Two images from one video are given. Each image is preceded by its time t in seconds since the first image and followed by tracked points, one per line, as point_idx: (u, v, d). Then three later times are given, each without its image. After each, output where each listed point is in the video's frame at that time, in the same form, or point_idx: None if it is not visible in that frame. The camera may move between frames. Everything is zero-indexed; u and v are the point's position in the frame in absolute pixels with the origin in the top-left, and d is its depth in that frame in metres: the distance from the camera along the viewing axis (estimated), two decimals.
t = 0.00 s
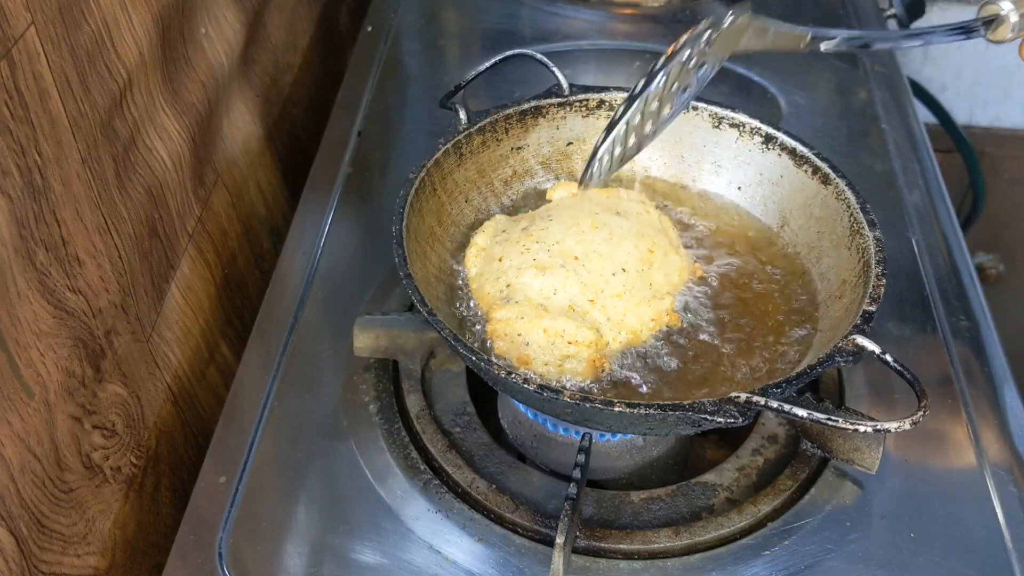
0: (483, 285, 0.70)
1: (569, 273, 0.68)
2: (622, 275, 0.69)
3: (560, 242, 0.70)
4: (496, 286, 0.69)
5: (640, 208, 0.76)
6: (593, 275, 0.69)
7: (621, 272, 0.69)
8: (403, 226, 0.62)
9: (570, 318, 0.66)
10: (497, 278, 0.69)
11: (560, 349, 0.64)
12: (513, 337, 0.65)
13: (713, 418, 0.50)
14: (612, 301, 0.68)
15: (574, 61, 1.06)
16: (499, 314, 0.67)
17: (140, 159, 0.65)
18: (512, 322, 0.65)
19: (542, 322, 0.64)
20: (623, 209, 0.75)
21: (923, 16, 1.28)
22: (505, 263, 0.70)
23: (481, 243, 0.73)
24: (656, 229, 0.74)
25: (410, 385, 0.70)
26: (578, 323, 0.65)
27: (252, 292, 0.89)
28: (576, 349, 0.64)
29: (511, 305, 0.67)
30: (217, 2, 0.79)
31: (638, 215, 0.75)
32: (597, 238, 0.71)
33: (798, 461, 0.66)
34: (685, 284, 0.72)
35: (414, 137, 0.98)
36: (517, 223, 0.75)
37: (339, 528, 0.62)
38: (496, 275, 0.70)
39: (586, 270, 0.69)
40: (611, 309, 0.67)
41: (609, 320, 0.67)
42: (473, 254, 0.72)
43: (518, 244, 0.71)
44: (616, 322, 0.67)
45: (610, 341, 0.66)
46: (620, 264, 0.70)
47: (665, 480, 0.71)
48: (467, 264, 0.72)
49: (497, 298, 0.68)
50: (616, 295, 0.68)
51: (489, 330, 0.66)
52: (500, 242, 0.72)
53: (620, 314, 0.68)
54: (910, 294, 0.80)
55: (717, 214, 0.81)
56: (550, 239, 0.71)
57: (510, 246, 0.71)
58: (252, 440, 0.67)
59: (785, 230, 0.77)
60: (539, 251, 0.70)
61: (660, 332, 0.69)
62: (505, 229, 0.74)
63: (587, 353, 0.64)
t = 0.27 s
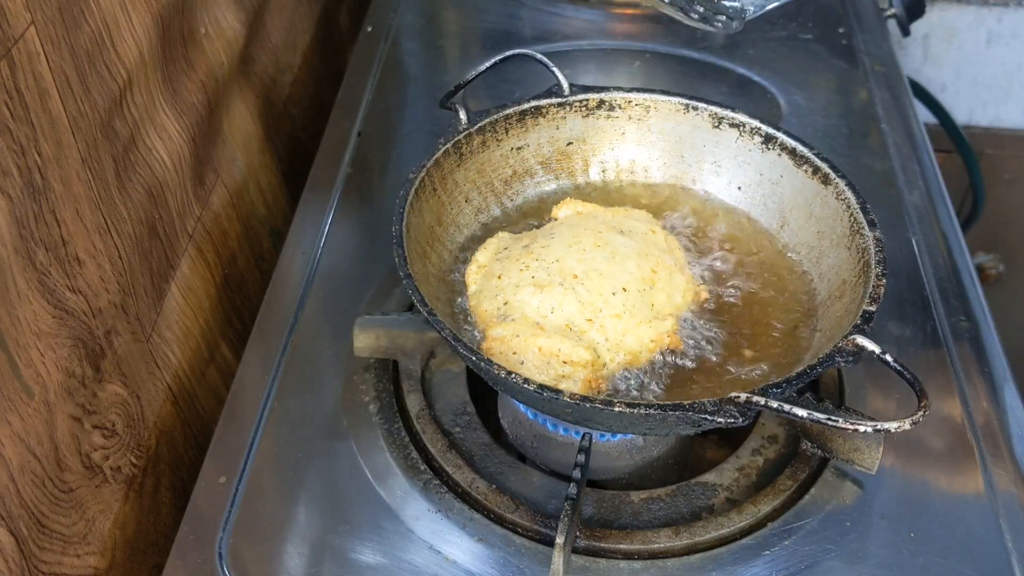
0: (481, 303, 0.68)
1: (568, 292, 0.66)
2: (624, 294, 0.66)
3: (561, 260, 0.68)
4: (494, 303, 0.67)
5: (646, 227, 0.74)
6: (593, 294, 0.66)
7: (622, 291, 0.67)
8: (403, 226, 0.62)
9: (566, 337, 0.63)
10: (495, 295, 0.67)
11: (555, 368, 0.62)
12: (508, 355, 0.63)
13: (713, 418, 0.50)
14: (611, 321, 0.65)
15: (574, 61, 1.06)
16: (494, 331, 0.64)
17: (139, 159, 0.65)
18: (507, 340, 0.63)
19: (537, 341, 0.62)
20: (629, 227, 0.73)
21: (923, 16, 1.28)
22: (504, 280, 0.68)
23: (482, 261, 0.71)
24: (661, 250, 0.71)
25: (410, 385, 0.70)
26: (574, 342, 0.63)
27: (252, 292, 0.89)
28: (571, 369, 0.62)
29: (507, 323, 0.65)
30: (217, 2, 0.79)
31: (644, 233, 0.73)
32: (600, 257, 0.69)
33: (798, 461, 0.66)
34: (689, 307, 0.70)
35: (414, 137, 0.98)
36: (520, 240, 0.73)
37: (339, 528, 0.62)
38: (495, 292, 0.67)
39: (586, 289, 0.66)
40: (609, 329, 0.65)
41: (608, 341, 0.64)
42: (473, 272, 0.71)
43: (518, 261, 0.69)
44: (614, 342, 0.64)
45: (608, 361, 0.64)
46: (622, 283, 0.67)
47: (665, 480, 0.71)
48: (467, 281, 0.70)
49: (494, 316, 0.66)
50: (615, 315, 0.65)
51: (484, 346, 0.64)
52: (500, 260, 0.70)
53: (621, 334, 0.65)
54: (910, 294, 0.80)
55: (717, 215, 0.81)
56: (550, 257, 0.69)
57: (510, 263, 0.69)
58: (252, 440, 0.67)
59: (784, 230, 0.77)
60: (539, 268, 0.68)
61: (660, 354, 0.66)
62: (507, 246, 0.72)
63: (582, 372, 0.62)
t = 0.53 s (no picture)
0: (489, 301, 0.68)
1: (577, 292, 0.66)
2: (631, 297, 0.67)
3: (569, 261, 0.69)
4: (502, 301, 0.67)
5: (657, 231, 0.74)
6: (600, 295, 0.66)
7: (629, 294, 0.67)
8: (404, 226, 0.62)
9: (571, 337, 0.63)
10: (503, 292, 0.68)
11: (558, 368, 0.62)
12: (512, 353, 0.63)
13: (713, 418, 0.49)
14: (617, 322, 0.65)
15: (574, 61, 1.06)
16: (500, 329, 0.65)
17: (140, 159, 0.65)
18: (512, 337, 0.64)
19: (542, 339, 0.62)
20: (641, 232, 0.73)
21: (923, 16, 1.28)
22: (513, 279, 0.68)
23: (492, 259, 0.72)
24: (672, 255, 0.71)
25: (410, 385, 0.70)
26: (578, 342, 0.63)
27: (252, 292, 0.89)
28: (574, 368, 0.62)
29: (513, 321, 0.65)
30: (217, 2, 0.79)
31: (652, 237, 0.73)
32: (611, 260, 0.69)
33: (798, 461, 0.66)
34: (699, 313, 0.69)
35: (414, 137, 0.98)
36: (531, 241, 0.74)
37: (339, 528, 0.62)
38: (503, 290, 0.68)
39: (595, 290, 0.66)
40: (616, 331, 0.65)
41: (613, 344, 0.64)
42: (484, 270, 0.72)
43: (527, 261, 0.70)
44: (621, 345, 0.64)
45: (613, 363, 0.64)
46: (630, 286, 0.67)
47: (665, 480, 0.71)
48: (478, 280, 0.71)
49: (501, 313, 0.66)
50: (622, 317, 0.65)
51: (489, 343, 0.65)
52: (510, 259, 0.71)
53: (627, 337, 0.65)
54: (910, 294, 0.80)
55: (716, 214, 0.81)
56: (560, 257, 0.69)
57: (520, 262, 0.70)
58: (252, 440, 0.67)
59: (785, 230, 0.77)
60: (548, 268, 0.68)
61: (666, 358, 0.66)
62: (518, 246, 0.73)
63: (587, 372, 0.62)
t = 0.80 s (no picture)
0: (491, 296, 0.68)
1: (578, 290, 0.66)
2: (632, 297, 0.66)
3: (572, 259, 0.69)
4: (503, 296, 0.67)
5: (663, 233, 0.73)
6: (601, 294, 0.66)
7: (630, 294, 0.66)
8: (404, 226, 0.62)
9: (568, 335, 0.63)
10: (504, 288, 0.68)
11: (554, 365, 0.61)
12: (509, 348, 0.63)
13: (713, 418, 0.49)
14: (616, 322, 0.65)
15: (574, 61, 1.06)
16: (499, 322, 0.65)
17: (140, 159, 0.65)
18: (511, 332, 0.64)
19: (540, 335, 0.62)
20: (646, 233, 0.73)
21: (923, 16, 1.28)
22: (515, 275, 0.69)
23: (497, 255, 0.73)
24: (678, 256, 0.71)
25: (410, 385, 0.70)
26: (575, 339, 0.63)
27: (252, 292, 0.89)
28: (570, 366, 0.61)
29: (512, 316, 0.65)
30: (217, 2, 0.79)
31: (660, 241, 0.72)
32: (614, 259, 0.69)
33: (798, 461, 0.66)
34: (700, 316, 0.69)
35: (414, 137, 0.98)
36: (536, 238, 0.74)
37: (339, 528, 0.62)
38: (505, 286, 0.68)
39: (596, 289, 0.66)
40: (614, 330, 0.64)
41: (610, 343, 0.64)
42: (488, 265, 0.72)
43: (531, 257, 0.70)
44: (618, 344, 0.64)
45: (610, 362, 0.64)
46: (631, 286, 0.67)
47: (665, 480, 0.71)
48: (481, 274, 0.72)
49: (502, 308, 0.67)
50: (621, 316, 0.65)
51: (488, 337, 0.65)
52: (513, 255, 0.71)
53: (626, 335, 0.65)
54: (910, 294, 0.80)
55: (716, 214, 0.81)
56: (563, 255, 0.69)
57: (524, 259, 0.70)
58: (252, 440, 0.67)
59: (784, 230, 0.77)
60: (549, 265, 0.68)
61: (664, 360, 0.65)
62: (523, 243, 0.73)
63: (583, 369, 0.62)
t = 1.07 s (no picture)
0: (485, 297, 0.69)
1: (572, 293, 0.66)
2: (627, 301, 0.66)
3: (567, 261, 0.69)
4: (497, 298, 0.68)
5: (659, 236, 0.73)
6: (595, 297, 0.66)
7: (624, 298, 0.67)
8: (404, 226, 0.62)
9: (561, 338, 0.64)
10: (499, 289, 0.68)
11: (548, 368, 0.62)
12: (503, 350, 0.63)
13: (713, 418, 0.49)
14: (611, 325, 0.65)
15: (574, 61, 1.06)
16: (493, 324, 0.66)
17: (140, 159, 0.65)
18: (504, 335, 0.64)
19: (533, 338, 0.63)
20: (642, 235, 0.73)
21: (923, 16, 1.28)
22: (510, 276, 0.69)
23: (492, 254, 0.73)
24: (673, 261, 0.71)
25: (410, 385, 0.70)
26: (568, 343, 0.63)
27: (252, 292, 0.89)
28: (563, 369, 0.62)
29: (507, 318, 0.66)
30: (217, 2, 0.79)
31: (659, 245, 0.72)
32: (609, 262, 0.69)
33: (798, 461, 0.66)
34: (694, 320, 0.69)
35: (414, 137, 0.98)
36: (532, 237, 0.74)
37: (339, 528, 0.62)
38: (500, 287, 0.68)
39: (590, 292, 0.66)
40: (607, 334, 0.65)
41: (603, 347, 0.64)
42: (484, 265, 0.72)
43: (526, 258, 0.70)
44: (612, 348, 0.64)
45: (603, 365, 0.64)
46: (626, 289, 0.67)
47: (665, 480, 0.71)
48: (476, 273, 0.72)
49: (496, 309, 0.67)
50: (615, 320, 0.65)
51: (482, 338, 0.65)
52: (509, 255, 0.71)
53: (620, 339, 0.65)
54: (910, 294, 0.80)
55: (716, 214, 0.81)
56: (559, 256, 0.69)
57: (519, 259, 0.70)
58: (252, 440, 0.67)
59: (784, 230, 0.77)
60: (545, 267, 0.69)
61: (659, 363, 0.65)
62: (519, 242, 0.73)
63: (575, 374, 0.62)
